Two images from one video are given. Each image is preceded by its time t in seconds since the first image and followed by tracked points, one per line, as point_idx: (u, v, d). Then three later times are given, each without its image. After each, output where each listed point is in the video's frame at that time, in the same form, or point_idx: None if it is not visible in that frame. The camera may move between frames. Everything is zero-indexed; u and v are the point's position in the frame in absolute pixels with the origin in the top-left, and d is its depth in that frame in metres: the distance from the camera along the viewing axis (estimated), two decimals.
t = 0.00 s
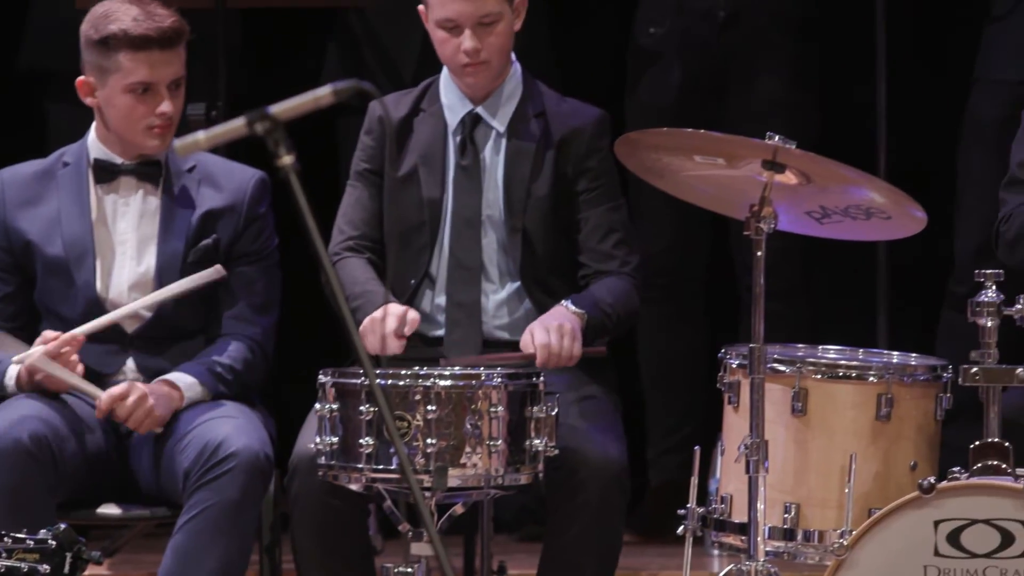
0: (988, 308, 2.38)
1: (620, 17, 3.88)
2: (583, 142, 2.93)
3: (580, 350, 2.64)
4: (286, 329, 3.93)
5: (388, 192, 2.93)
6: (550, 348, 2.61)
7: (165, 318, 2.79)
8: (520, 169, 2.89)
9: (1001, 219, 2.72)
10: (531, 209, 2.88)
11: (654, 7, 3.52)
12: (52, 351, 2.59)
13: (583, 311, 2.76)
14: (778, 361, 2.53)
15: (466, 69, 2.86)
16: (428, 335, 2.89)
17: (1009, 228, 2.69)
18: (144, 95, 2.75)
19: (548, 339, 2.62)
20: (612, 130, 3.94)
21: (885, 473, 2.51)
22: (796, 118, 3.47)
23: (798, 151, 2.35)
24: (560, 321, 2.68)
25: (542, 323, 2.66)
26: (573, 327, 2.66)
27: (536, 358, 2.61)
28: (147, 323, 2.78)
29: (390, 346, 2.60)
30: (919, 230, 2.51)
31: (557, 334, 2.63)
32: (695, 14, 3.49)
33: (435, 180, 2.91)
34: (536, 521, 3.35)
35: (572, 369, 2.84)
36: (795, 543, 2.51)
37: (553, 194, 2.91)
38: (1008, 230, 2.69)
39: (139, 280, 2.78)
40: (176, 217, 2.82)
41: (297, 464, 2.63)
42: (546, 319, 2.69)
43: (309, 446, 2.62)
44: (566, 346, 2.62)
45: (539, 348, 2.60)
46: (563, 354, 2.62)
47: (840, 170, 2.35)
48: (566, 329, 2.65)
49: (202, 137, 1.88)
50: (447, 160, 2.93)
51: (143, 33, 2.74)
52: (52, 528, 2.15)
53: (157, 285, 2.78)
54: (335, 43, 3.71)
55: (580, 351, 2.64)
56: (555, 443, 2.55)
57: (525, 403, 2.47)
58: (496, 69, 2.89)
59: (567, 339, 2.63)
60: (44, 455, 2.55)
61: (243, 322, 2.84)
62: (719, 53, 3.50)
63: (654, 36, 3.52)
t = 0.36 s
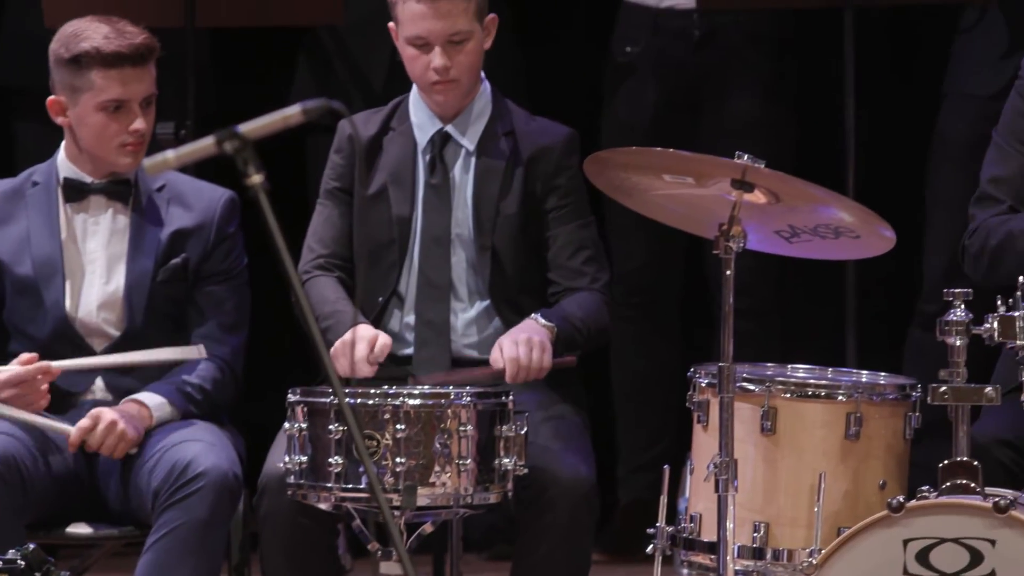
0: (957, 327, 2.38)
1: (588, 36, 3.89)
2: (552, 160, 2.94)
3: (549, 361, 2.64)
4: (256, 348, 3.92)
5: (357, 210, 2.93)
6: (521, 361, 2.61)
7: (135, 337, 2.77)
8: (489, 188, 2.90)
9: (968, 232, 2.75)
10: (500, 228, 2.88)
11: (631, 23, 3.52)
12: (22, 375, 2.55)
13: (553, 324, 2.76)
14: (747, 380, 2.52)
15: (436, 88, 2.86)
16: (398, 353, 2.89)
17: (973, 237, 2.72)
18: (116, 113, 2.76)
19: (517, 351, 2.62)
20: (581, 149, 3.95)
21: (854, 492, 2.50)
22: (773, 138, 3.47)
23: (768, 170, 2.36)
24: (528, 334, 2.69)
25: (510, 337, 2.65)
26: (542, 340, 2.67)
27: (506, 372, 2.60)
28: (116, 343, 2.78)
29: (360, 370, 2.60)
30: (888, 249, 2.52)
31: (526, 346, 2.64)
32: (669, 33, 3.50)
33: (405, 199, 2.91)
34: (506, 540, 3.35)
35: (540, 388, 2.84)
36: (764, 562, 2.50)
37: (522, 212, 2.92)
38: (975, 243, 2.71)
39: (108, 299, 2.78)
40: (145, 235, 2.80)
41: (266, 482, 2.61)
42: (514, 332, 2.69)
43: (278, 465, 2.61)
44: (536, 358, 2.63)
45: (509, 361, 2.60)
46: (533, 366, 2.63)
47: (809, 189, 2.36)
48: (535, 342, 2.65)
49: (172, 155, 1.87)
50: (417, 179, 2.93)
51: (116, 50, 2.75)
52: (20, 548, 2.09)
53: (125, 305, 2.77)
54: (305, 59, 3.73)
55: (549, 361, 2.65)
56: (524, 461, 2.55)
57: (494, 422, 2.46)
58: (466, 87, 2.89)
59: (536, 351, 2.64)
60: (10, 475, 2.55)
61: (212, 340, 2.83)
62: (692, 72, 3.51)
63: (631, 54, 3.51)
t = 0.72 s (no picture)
0: (928, 344, 2.39)
1: (560, 52, 3.90)
2: (524, 177, 2.95)
3: (518, 382, 2.66)
4: (228, 365, 3.91)
5: (329, 227, 2.93)
6: (490, 381, 2.62)
7: (106, 353, 2.76)
8: (461, 205, 2.90)
9: (938, 250, 2.75)
10: (472, 245, 2.89)
11: (603, 41, 3.50)
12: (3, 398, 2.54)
13: (523, 342, 2.78)
14: (719, 396, 2.53)
15: (407, 103, 2.86)
16: (370, 370, 2.88)
17: (943, 254, 2.73)
18: (90, 130, 2.75)
19: (486, 372, 2.63)
20: (553, 165, 3.96)
21: (826, 508, 2.50)
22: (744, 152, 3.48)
23: (739, 187, 2.37)
24: (498, 352, 2.70)
25: (479, 356, 2.67)
26: (511, 360, 2.68)
27: (476, 391, 2.61)
28: (86, 360, 2.76)
29: (330, 388, 2.61)
30: (859, 265, 2.54)
31: (495, 368, 2.65)
32: (642, 50, 3.48)
33: (376, 215, 2.91)
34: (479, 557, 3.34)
35: (512, 405, 2.85)
36: None
37: (494, 229, 2.92)
38: (943, 258, 2.72)
39: (79, 315, 2.77)
40: (117, 251, 2.79)
41: (238, 499, 2.60)
42: (483, 351, 2.70)
43: (250, 482, 2.59)
44: (506, 378, 2.64)
45: (478, 381, 2.61)
46: (502, 387, 2.64)
47: (780, 206, 2.38)
48: (504, 363, 2.67)
49: (143, 172, 1.86)
50: (389, 195, 2.93)
51: (94, 67, 2.75)
52: None
53: (96, 321, 2.76)
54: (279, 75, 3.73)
55: (518, 382, 2.66)
56: (496, 477, 2.55)
57: (466, 438, 2.46)
58: (437, 103, 2.90)
59: (506, 372, 2.65)
60: None
61: (184, 357, 2.82)
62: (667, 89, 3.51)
63: (603, 71, 3.50)
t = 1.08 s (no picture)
0: (900, 358, 2.41)
1: (532, 68, 3.92)
2: (496, 192, 2.96)
3: (494, 385, 2.65)
4: (199, 380, 3.90)
5: (300, 242, 2.93)
6: (465, 379, 2.62)
7: (78, 367, 2.75)
8: (433, 220, 2.91)
9: (915, 265, 2.76)
10: (444, 259, 2.90)
11: (575, 56, 3.52)
12: None
13: (499, 354, 2.76)
14: (691, 411, 2.54)
15: (375, 108, 2.87)
16: (342, 385, 2.89)
17: (920, 271, 2.73)
18: (66, 145, 2.75)
19: (462, 370, 2.63)
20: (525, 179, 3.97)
21: (798, 523, 2.50)
22: (713, 166, 3.48)
23: (711, 202, 2.38)
24: (474, 356, 2.69)
25: (456, 356, 2.66)
26: (488, 363, 2.68)
27: (451, 390, 2.61)
28: (59, 374, 2.75)
29: (303, 406, 2.60)
30: (831, 280, 2.56)
31: (471, 367, 2.64)
32: (613, 64, 3.49)
33: (348, 229, 2.91)
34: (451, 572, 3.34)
35: (483, 419, 2.85)
36: None
37: (466, 244, 2.93)
38: (920, 275, 2.72)
39: (51, 329, 2.76)
40: (90, 264, 2.79)
41: (210, 514, 2.59)
42: (460, 354, 2.70)
43: (222, 497, 2.58)
44: (481, 378, 2.63)
45: (455, 377, 2.60)
46: (477, 388, 2.63)
47: (753, 221, 2.39)
48: (481, 364, 2.66)
49: (115, 186, 1.85)
50: (360, 210, 2.93)
51: (73, 80, 2.76)
52: None
53: (69, 334, 2.75)
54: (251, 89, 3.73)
55: (495, 386, 2.65)
56: (468, 492, 2.55)
57: (438, 454, 2.46)
58: (407, 113, 2.90)
59: (482, 372, 2.64)
60: None
61: (155, 371, 2.81)
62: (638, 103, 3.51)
63: (574, 85, 3.51)
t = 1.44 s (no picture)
0: (873, 373, 2.42)
1: (506, 84, 3.93)
2: (469, 208, 2.96)
3: (463, 405, 2.65)
4: (172, 394, 3.88)
5: (273, 256, 2.93)
6: (435, 398, 2.62)
7: (50, 381, 2.74)
8: (406, 234, 2.91)
9: (887, 284, 2.76)
10: (417, 274, 2.90)
11: (545, 71, 3.53)
12: None
13: (470, 373, 2.76)
14: (663, 425, 2.55)
15: (347, 121, 2.87)
16: (314, 400, 2.88)
17: (893, 290, 2.73)
18: (40, 160, 2.75)
19: (432, 389, 2.63)
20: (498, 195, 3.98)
21: (772, 537, 2.51)
22: (684, 180, 3.48)
23: (683, 216, 2.39)
24: (445, 375, 2.69)
25: (427, 374, 2.67)
26: (458, 382, 2.68)
27: (420, 407, 2.61)
28: (31, 389, 2.74)
29: (274, 420, 2.61)
30: (804, 295, 2.57)
31: (442, 386, 2.65)
32: (585, 79, 3.51)
33: (321, 244, 2.91)
34: None
35: (456, 434, 2.85)
36: None
37: (439, 259, 2.93)
38: (892, 293, 2.73)
39: (23, 343, 2.74)
40: (63, 277, 2.78)
41: (182, 528, 2.58)
42: (431, 372, 2.70)
43: (194, 510, 2.57)
44: (451, 399, 2.64)
45: (423, 396, 2.61)
46: (447, 408, 2.63)
47: (725, 235, 2.40)
48: (451, 384, 2.66)
49: (88, 201, 1.86)
50: (333, 224, 2.93)
51: (49, 95, 2.77)
52: None
53: (41, 349, 2.74)
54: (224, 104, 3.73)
55: (464, 406, 2.66)
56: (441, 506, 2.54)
57: (411, 468, 2.46)
58: (379, 125, 2.91)
59: (451, 393, 2.65)
60: None
61: (128, 386, 2.80)
62: (609, 118, 3.51)
63: (541, 100, 3.53)
